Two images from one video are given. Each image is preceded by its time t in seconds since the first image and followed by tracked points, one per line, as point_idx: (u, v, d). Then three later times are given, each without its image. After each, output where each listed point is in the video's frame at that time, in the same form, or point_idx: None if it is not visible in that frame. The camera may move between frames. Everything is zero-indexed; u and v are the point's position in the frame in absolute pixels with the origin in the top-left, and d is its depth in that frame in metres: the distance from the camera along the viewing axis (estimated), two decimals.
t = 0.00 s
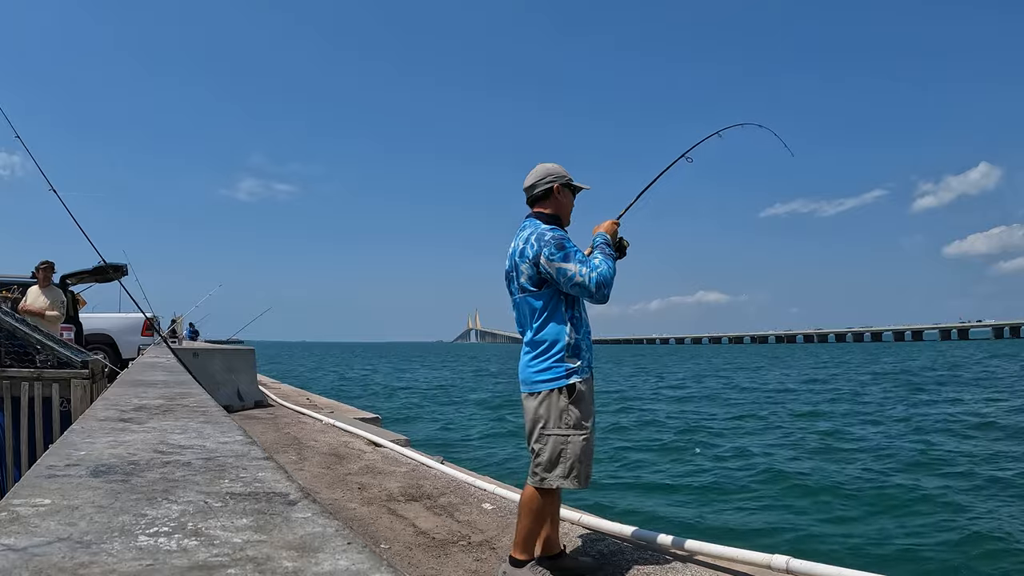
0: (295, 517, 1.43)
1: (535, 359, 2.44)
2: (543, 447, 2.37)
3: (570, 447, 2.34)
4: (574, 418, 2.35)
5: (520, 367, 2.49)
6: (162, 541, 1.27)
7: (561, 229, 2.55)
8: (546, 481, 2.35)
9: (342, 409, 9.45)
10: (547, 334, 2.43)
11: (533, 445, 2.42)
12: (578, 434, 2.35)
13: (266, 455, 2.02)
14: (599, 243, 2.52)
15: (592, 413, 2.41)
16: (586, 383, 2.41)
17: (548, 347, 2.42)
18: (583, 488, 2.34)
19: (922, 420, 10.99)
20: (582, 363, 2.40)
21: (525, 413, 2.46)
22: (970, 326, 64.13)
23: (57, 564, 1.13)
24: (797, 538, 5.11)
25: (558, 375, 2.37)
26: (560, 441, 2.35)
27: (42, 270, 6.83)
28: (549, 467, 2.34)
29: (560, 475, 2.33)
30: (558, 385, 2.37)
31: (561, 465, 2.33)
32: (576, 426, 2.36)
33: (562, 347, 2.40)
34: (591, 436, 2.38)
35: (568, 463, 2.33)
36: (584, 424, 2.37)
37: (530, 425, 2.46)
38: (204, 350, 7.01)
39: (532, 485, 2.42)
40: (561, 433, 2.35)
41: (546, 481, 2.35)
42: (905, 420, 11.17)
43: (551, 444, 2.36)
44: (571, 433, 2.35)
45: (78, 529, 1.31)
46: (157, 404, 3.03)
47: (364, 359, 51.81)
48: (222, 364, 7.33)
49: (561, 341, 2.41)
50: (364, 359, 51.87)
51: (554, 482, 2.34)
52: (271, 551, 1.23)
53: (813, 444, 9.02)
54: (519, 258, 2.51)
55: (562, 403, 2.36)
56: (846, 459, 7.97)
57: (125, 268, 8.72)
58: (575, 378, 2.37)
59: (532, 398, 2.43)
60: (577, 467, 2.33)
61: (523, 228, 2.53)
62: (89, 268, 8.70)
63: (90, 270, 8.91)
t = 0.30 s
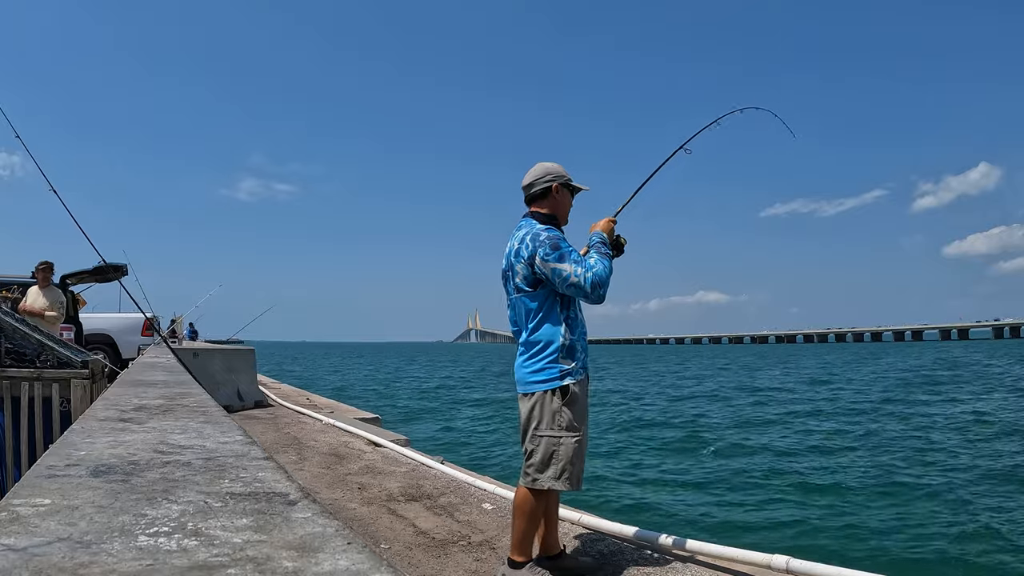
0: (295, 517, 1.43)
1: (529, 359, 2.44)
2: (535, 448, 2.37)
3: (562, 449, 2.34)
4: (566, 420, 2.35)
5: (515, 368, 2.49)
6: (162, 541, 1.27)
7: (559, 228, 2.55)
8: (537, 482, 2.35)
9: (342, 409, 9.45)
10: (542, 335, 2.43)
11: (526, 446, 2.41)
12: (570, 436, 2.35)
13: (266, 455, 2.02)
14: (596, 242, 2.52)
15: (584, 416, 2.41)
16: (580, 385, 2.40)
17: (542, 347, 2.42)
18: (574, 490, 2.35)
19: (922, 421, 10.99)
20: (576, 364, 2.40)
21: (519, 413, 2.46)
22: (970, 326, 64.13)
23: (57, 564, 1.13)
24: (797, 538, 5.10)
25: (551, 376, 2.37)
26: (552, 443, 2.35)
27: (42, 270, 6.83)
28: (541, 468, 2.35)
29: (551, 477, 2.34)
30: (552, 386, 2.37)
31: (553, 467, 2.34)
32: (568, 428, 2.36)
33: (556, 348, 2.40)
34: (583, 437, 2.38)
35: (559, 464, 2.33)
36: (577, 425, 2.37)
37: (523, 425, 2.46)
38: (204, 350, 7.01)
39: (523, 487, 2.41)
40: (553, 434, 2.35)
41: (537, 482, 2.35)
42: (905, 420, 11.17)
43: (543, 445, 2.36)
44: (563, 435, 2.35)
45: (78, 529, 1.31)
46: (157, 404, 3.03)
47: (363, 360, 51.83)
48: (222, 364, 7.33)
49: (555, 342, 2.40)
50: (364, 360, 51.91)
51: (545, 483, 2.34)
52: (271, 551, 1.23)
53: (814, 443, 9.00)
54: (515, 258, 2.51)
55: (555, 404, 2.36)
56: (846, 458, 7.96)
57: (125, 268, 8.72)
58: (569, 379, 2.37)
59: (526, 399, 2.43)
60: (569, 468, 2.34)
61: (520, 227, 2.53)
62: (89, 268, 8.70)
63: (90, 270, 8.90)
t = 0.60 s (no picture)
0: (295, 517, 1.43)
1: (522, 360, 2.44)
2: (530, 449, 2.37)
3: (556, 449, 2.34)
4: (560, 420, 2.35)
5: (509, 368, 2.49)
6: (162, 541, 1.27)
7: (553, 227, 2.55)
8: (531, 483, 2.35)
9: (342, 409, 9.45)
10: (535, 335, 2.43)
11: (521, 447, 2.42)
12: (563, 437, 2.35)
13: (266, 455, 2.02)
14: (589, 240, 2.52)
15: (578, 417, 2.40)
16: (573, 386, 2.40)
17: (535, 348, 2.42)
18: (568, 491, 2.34)
19: (922, 421, 11.00)
20: (569, 365, 2.40)
21: (514, 413, 2.46)
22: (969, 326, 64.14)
23: (57, 564, 1.13)
24: (797, 538, 5.09)
25: (544, 376, 2.37)
26: (545, 444, 2.35)
27: (41, 270, 6.83)
28: (535, 469, 2.35)
29: (545, 478, 2.33)
30: (544, 387, 2.37)
31: (546, 467, 2.33)
32: (561, 429, 2.36)
33: (549, 348, 2.40)
34: (577, 438, 2.38)
35: (553, 465, 2.33)
36: (570, 426, 2.37)
37: (518, 426, 2.46)
38: (204, 350, 7.01)
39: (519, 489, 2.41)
40: (547, 435, 2.35)
41: (531, 483, 2.35)
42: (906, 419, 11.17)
43: (537, 446, 2.36)
44: (556, 436, 2.35)
45: (78, 529, 1.31)
46: (157, 404, 3.03)
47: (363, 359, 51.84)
48: (222, 364, 7.33)
49: (548, 343, 2.41)
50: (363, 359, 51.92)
51: (539, 484, 2.33)
52: (271, 551, 1.23)
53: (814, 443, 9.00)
54: (509, 258, 2.51)
55: (548, 405, 2.36)
56: (846, 458, 7.95)
57: (125, 268, 8.71)
58: (562, 380, 2.37)
59: (520, 399, 2.44)
60: (562, 469, 2.33)
61: (514, 226, 2.53)
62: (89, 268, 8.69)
63: (90, 270, 8.90)
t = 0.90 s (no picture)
0: (295, 517, 1.43)
1: (519, 361, 2.44)
2: (526, 450, 2.38)
3: (552, 451, 2.34)
4: (556, 421, 2.35)
5: (506, 369, 2.50)
6: (162, 541, 1.27)
7: (549, 226, 2.55)
8: (529, 485, 2.35)
9: (342, 409, 9.45)
10: (531, 336, 2.43)
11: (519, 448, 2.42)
12: (560, 437, 2.35)
13: (266, 454, 2.02)
14: (585, 238, 2.52)
15: (575, 417, 2.40)
16: (570, 386, 2.40)
17: (531, 349, 2.42)
18: (566, 492, 2.34)
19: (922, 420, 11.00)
20: (566, 365, 2.40)
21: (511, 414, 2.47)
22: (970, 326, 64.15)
23: (57, 564, 1.13)
24: (796, 537, 5.09)
25: (541, 377, 2.37)
26: (542, 445, 2.35)
27: (41, 270, 6.83)
28: (533, 470, 2.35)
29: (543, 479, 2.33)
30: (541, 387, 2.37)
31: (544, 468, 2.33)
32: (558, 429, 2.36)
33: (545, 349, 2.40)
34: (574, 439, 2.38)
35: (550, 466, 2.33)
36: (567, 427, 2.37)
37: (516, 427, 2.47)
38: (204, 350, 7.01)
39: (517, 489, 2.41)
40: (543, 436, 2.35)
41: (529, 484, 2.35)
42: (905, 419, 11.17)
43: (534, 447, 2.36)
44: (553, 436, 2.35)
45: (78, 529, 1.31)
46: (157, 404, 3.03)
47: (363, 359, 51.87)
48: (222, 364, 7.33)
49: (544, 343, 2.41)
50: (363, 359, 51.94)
51: (537, 485, 2.33)
52: (270, 551, 1.23)
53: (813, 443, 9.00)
54: (505, 258, 2.52)
55: (545, 406, 2.36)
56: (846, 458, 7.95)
57: (125, 268, 8.71)
58: (558, 381, 2.37)
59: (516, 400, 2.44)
60: (560, 470, 2.33)
61: (511, 225, 2.53)
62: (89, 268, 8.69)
63: (90, 270, 8.90)
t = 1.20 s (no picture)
0: (295, 517, 1.43)
1: (521, 362, 2.44)
2: (530, 450, 2.37)
3: (556, 451, 2.33)
4: (560, 422, 2.35)
5: (508, 370, 2.50)
6: (162, 541, 1.27)
7: (551, 226, 2.55)
8: (532, 485, 2.35)
9: (342, 409, 9.45)
10: (533, 336, 2.43)
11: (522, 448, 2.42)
12: (563, 438, 2.35)
13: (266, 454, 2.01)
14: (586, 236, 2.52)
15: (578, 418, 2.40)
16: (572, 386, 2.40)
17: (534, 349, 2.42)
18: (569, 492, 2.34)
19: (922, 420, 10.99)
20: (567, 364, 2.40)
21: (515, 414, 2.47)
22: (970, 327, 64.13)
23: (57, 564, 1.13)
24: (796, 535, 5.09)
25: (544, 377, 2.37)
26: (546, 445, 2.35)
27: (40, 270, 6.82)
28: (536, 471, 2.34)
29: (546, 479, 2.33)
30: (543, 388, 2.37)
31: (547, 469, 2.33)
32: (561, 430, 2.36)
33: (546, 349, 2.40)
34: (577, 439, 2.38)
35: (554, 467, 2.33)
36: (571, 427, 2.37)
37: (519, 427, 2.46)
38: (204, 350, 7.01)
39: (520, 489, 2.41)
40: (547, 437, 2.35)
41: (532, 485, 2.35)
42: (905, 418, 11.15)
43: (537, 447, 2.36)
44: (556, 437, 2.35)
45: (78, 529, 1.30)
46: (157, 404, 3.02)
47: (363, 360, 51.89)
48: (222, 364, 7.32)
49: (546, 343, 2.41)
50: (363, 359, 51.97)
51: (540, 485, 2.33)
52: (271, 551, 1.23)
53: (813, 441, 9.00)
54: (507, 259, 2.51)
55: (548, 406, 2.36)
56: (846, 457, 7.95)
57: (125, 268, 8.71)
58: (560, 381, 2.37)
59: (519, 400, 2.44)
60: (563, 470, 2.33)
61: (512, 224, 2.53)
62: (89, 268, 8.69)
63: (91, 270, 8.91)
